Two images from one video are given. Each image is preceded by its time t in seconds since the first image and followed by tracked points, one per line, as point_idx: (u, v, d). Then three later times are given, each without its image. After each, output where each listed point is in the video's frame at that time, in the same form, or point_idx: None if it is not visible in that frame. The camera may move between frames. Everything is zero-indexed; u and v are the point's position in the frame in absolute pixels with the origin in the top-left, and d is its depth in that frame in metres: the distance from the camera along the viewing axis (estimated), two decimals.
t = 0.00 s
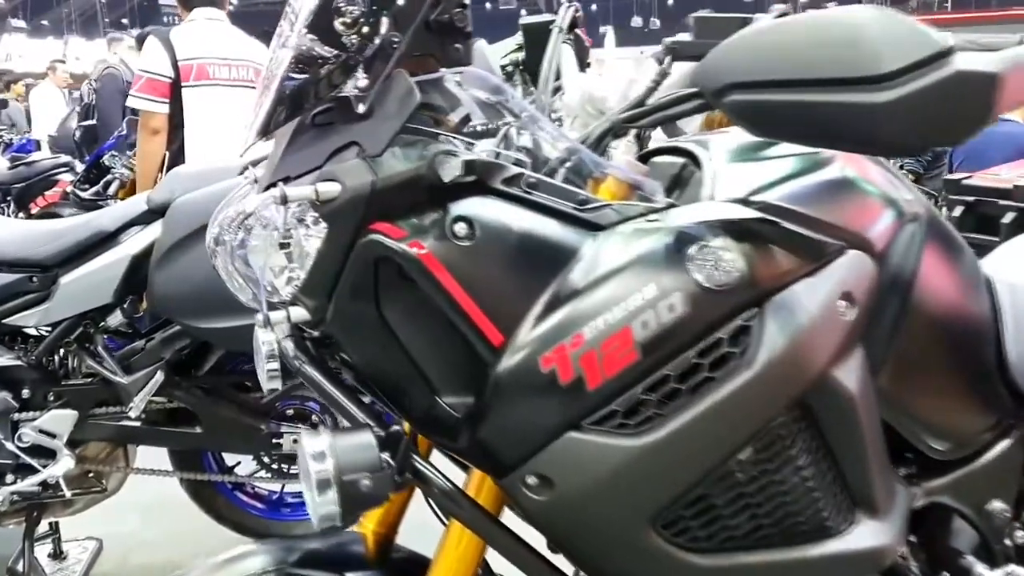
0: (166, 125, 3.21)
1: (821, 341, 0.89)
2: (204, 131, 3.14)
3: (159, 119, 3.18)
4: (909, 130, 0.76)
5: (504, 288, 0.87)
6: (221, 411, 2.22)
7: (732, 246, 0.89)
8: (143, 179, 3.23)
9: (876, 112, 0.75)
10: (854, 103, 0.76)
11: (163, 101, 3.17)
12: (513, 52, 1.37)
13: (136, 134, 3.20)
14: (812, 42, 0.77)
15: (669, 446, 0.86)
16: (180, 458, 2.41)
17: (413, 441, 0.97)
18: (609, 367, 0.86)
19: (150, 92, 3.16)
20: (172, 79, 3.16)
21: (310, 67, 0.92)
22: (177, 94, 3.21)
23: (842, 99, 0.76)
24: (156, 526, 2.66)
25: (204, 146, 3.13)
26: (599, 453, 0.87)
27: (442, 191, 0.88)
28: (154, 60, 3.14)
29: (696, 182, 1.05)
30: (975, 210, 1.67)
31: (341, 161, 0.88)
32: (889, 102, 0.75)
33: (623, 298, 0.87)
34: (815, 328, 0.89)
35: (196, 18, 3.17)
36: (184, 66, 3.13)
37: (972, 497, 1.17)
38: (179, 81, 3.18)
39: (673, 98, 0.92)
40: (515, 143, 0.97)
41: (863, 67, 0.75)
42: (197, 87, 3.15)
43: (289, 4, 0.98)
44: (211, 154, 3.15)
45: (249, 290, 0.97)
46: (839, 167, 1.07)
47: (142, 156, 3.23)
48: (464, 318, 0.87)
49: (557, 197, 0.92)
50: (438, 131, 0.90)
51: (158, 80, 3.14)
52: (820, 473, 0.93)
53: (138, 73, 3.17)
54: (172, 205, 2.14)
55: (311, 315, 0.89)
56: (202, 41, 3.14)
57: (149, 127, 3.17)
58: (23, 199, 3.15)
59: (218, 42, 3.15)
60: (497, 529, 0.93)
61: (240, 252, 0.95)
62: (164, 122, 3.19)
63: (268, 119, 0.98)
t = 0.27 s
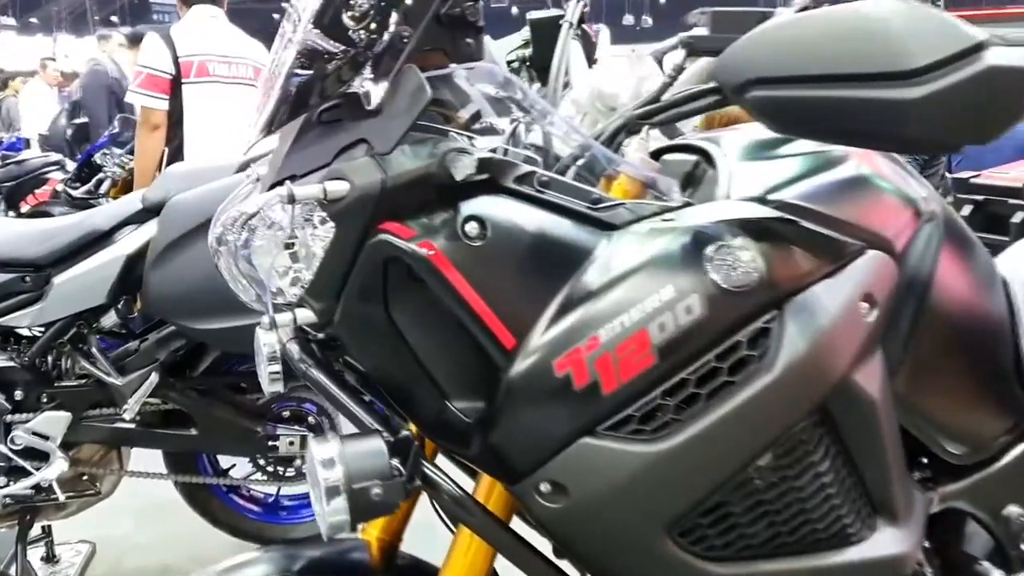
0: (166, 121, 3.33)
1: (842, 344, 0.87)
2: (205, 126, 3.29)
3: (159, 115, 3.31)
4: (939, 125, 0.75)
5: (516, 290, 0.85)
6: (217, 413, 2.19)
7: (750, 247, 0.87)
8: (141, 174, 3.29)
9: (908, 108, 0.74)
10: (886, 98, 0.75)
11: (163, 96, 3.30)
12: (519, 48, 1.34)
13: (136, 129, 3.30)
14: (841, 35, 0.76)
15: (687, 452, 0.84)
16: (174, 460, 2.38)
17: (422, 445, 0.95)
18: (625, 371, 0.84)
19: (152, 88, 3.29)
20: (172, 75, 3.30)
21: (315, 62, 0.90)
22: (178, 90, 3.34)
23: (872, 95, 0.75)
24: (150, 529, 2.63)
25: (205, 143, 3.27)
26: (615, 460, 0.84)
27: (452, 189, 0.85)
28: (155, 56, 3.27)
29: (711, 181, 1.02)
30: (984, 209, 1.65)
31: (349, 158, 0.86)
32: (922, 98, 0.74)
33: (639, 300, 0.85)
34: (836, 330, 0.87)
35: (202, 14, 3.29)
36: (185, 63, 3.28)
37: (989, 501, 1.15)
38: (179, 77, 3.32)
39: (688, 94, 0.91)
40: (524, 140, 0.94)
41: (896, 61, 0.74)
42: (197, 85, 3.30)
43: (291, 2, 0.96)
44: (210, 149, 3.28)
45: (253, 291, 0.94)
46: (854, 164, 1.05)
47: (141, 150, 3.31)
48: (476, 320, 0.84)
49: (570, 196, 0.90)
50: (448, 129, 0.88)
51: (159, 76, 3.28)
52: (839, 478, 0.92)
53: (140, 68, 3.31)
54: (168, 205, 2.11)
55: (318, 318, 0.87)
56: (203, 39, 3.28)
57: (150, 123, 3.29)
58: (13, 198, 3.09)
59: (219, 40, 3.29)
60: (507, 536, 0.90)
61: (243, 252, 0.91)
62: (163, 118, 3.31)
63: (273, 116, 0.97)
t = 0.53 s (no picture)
0: (170, 119, 3.33)
1: (860, 348, 0.86)
2: (209, 125, 3.27)
3: (163, 112, 3.30)
4: (966, 124, 0.74)
5: (530, 292, 0.83)
6: (214, 415, 2.16)
7: (768, 249, 0.86)
8: (143, 172, 3.34)
9: (936, 107, 0.73)
10: (914, 97, 0.74)
11: (168, 94, 3.28)
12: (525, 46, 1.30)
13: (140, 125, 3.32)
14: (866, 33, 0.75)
15: (704, 459, 0.83)
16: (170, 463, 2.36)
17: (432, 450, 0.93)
18: (642, 376, 0.82)
19: (157, 86, 3.27)
20: (176, 72, 3.28)
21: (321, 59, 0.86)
22: (181, 88, 3.33)
23: (898, 94, 0.74)
24: (145, 533, 2.60)
25: (208, 142, 3.26)
26: (632, 466, 0.83)
27: (465, 190, 0.84)
28: (159, 54, 3.26)
29: (724, 181, 1.01)
30: (991, 209, 1.64)
31: (359, 158, 0.84)
32: (951, 96, 0.73)
33: (656, 303, 0.83)
34: (854, 334, 0.86)
35: (201, 14, 3.28)
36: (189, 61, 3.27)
37: (1003, 506, 1.14)
38: (183, 75, 3.30)
39: (703, 93, 0.88)
40: (533, 139, 0.92)
41: (924, 59, 0.73)
42: (202, 83, 3.29)
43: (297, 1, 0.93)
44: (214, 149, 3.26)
45: (259, 293, 0.92)
46: (869, 164, 1.03)
47: (144, 146, 3.34)
48: (489, 324, 0.82)
49: (583, 196, 0.88)
50: (459, 129, 0.86)
51: (164, 73, 3.26)
52: (857, 484, 0.90)
53: (143, 66, 3.29)
54: (166, 204, 2.09)
55: (328, 321, 0.85)
56: (205, 38, 3.27)
57: (155, 121, 3.29)
58: (3, 198, 3.06)
59: (221, 40, 3.29)
60: (520, 544, 0.87)
61: (249, 254, 0.89)
62: (168, 116, 3.31)
63: (278, 117, 0.94)
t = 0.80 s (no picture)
0: (171, 118, 3.31)
1: (875, 350, 0.85)
2: (209, 125, 3.30)
3: (163, 112, 3.28)
4: (987, 123, 0.74)
5: (541, 293, 0.82)
6: (215, 416, 2.15)
7: (782, 251, 0.85)
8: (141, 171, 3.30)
9: (956, 106, 0.73)
10: (934, 96, 0.73)
11: (168, 93, 3.26)
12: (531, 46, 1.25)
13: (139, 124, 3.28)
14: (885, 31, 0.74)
15: (718, 463, 0.82)
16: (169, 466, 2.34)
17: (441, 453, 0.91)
18: (656, 379, 0.81)
19: (157, 84, 3.24)
20: (178, 72, 3.26)
21: (329, 58, 0.84)
22: (183, 88, 3.30)
23: (917, 92, 0.73)
24: (143, 535, 2.59)
25: (208, 143, 3.27)
26: (645, 470, 0.81)
27: (476, 189, 0.82)
28: (159, 53, 3.23)
29: (733, 181, 1.00)
30: (996, 209, 1.62)
31: (369, 157, 0.82)
32: (972, 95, 0.72)
33: (669, 304, 0.82)
34: (869, 336, 0.85)
35: (201, 14, 3.29)
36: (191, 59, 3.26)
37: (1012, 508, 1.13)
38: (184, 74, 3.28)
39: (719, 90, 0.86)
40: (541, 138, 0.90)
41: (943, 58, 0.72)
42: (204, 83, 3.29)
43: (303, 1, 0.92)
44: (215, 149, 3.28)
45: (265, 293, 0.91)
46: (881, 163, 1.02)
47: (143, 147, 3.30)
48: (500, 326, 0.80)
49: (595, 196, 0.87)
50: (470, 128, 0.85)
51: (166, 73, 3.23)
52: (872, 488, 0.89)
53: (144, 65, 3.26)
54: (165, 203, 2.07)
55: (336, 323, 0.84)
56: (205, 39, 3.28)
57: (155, 120, 3.27)
58: None
59: (220, 40, 3.30)
60: (528, 546, 0.85)
61: (254, 254, 0.88)
62: (168, 115, 3.28)
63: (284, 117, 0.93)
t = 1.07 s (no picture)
0: (165, 118, 3.29)
1: (887, 349, 0.85)
2: (205, 124, 3.32)
3: (158, 112, 3.27)
4: (1002, 120, 0.73)
5: (550, 292, 0.81)
6: (215, 417, 2.14)
7: (794, 249, 0.84)
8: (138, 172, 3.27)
9: (971, 103, 0.72)
10: (948, 93, 0.72)
11: (163, 93, 3.26)
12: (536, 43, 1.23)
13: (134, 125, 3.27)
14: (900, 26, 0.73)
15: (729, 463, 0.81)
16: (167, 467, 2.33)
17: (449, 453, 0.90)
18: (667, 378, 0.80)
19: (152, 85, 3.25)
20: (173, 72, 3.27)
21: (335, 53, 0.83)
22: (177, 87, 3.31)
23: (933, 88, 0.73)
24: (142, 535, 2.58)
25: (204, 142, 3.31)
26: (656, 471, 0.80)
27: (485, 186, 0.81)
28: (153, 53, 3.23)
29: (742, 179, 0.99)
30: (1000, 209, 1.62)
31: (377, 154, 0.82)
32: (987, 92, 0.71)
33: (680, 304, 0.81)
34: (881, 335, 0.85)
35: (194, 12, 3.29)
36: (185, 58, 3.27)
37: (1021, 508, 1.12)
38: (179, 74, 3.29)
39: (729, 87, 0.85)
40: (549, 135, 0.90)
41: (958, 55, 0.71)
42: (198, 82, 3.30)
43: None
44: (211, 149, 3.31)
45: (270, 292, 0.90)
46: (890, 161, 1.01)
47: (138, 148, 3.28)
48: (510, 325, 0.80)
49: (605, 194, 0.86)
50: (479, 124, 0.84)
51: (160, 73, 3.24)
52: (884, 489, 0.88)
53: (138, 65, 3.26)
54: (165, 202, 2.06)
55: (343, 322, 0.83)
56: (199, 38, 3.28)
57: (150, 121, 3.25)
58: None
59: (214, 38, 3.31)
60: (536, 547, 0.84)
61: (260, 253, 0.87)
62: (163, 115, 3.27)
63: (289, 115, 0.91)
